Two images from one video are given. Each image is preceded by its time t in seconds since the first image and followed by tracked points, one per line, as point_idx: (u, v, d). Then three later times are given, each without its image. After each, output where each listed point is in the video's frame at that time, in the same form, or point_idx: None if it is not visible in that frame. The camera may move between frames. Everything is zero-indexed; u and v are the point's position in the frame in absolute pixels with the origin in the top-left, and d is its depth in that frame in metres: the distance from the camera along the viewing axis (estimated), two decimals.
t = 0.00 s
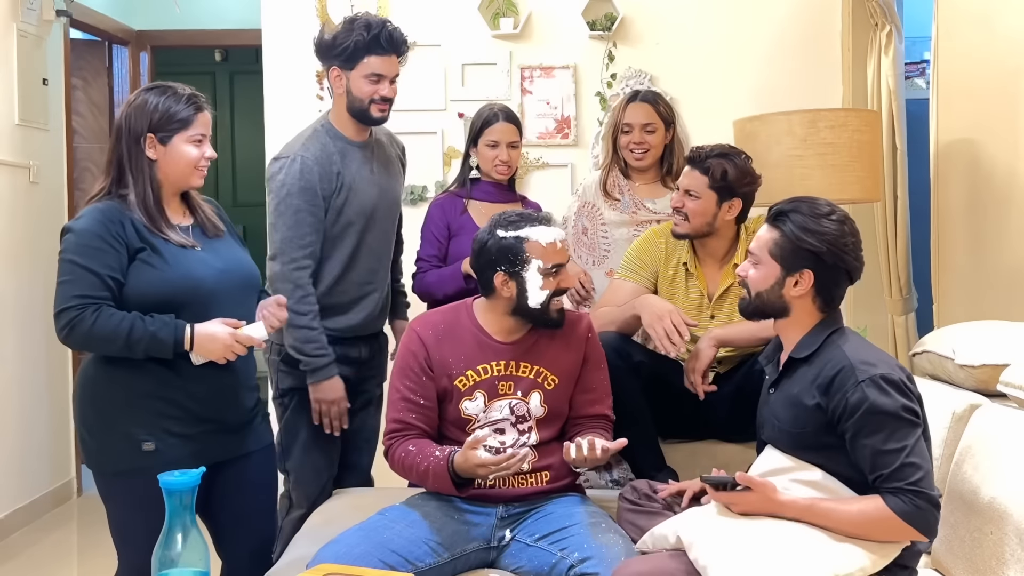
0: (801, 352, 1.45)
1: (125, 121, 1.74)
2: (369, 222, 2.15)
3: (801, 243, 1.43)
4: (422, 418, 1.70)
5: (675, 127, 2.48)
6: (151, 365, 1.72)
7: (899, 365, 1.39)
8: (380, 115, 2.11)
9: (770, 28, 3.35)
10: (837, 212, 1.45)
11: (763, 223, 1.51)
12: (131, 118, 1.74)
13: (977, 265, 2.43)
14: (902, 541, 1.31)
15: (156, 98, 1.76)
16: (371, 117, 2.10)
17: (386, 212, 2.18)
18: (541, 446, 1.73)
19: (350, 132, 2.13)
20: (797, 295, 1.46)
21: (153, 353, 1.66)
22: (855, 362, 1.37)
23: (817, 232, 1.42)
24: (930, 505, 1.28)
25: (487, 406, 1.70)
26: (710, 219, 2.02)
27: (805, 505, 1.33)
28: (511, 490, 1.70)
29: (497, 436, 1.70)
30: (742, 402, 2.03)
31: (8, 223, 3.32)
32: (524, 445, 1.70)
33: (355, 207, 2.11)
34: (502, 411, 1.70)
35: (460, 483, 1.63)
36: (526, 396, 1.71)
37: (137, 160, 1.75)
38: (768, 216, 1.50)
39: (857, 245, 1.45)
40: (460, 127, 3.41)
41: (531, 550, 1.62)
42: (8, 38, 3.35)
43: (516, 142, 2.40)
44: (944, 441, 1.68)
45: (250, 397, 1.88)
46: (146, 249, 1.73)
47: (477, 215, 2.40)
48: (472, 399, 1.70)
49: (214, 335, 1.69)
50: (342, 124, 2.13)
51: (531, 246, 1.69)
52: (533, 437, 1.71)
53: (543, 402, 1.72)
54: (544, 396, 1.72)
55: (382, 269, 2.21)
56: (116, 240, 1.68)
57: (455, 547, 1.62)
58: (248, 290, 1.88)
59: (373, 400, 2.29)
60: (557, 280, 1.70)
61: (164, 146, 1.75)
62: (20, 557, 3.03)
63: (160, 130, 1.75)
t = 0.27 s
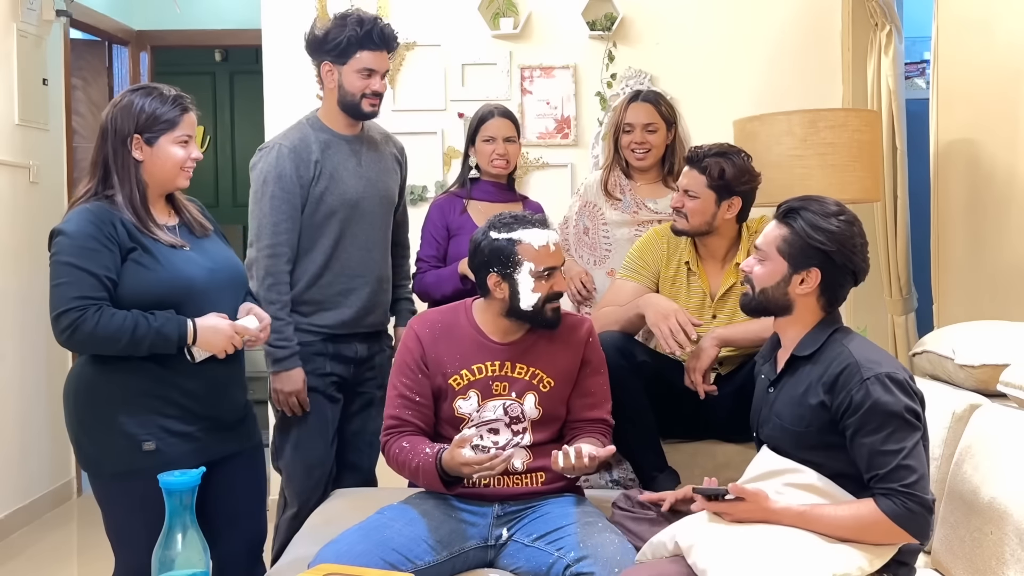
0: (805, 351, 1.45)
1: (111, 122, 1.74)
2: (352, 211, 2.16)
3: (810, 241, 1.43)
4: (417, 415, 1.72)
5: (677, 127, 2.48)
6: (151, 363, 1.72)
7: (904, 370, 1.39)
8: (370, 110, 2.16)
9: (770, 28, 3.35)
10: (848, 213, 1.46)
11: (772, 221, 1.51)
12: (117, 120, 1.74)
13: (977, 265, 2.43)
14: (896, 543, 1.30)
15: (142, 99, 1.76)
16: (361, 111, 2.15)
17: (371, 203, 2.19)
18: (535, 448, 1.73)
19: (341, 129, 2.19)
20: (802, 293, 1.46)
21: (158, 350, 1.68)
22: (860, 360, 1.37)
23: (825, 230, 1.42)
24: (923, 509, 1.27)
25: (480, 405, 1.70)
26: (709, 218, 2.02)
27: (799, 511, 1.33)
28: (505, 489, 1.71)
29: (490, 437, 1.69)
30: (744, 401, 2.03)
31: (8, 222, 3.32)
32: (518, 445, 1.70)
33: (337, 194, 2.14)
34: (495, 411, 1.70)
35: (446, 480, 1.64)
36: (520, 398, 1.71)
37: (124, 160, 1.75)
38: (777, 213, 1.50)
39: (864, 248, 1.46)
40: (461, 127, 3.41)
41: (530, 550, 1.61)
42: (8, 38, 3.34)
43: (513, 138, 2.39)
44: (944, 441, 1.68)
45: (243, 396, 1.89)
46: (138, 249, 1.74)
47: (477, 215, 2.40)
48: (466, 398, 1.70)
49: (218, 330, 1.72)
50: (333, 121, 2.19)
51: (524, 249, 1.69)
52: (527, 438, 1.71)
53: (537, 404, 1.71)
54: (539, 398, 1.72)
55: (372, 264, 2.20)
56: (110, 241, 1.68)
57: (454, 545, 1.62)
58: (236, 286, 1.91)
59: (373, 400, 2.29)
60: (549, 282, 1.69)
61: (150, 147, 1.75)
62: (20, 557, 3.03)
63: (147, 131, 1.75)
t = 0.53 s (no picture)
0: (798, 351, 1.45)
1: (105, 123, 1.74)
2: (341, 203, 2.17)
3: (805, 239, 1.43)
4: (415, 412, 1.72)
5: (678, 127, 2.48)
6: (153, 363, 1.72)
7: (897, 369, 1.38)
8: (356, 111, 2.16)
9: (769, 28, 3.35)
10: (842, 210, 1.45)
11: (767, 220, 1.50)
12: (112, 121, 1.74)
13: (977, 265, 2.43)
14: (884, 546, 1.30)
15: (136, 100, 1.76)
16: (347, 112, 2.16)
17: (363, 196, 2.19)
18: (530, 449, 1.72)
19: (335, 125, 2.20)
20: (798, 292, 1.46)
21: (160, 350, 1.68)
22: (851, 361, 1.36)
23: (820, 228, 1.42)
24: (910, 511, 1.27)
25: (475, 405, 1.70)
26: (710, 219, 2.01)
27: (789, 516, 1.32)
28: (502, 489, 1.71)
29: (485, 436, 1.69)
30: (745, 401, 2.03)
31: (8, 223, 3.32)
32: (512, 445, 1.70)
33: (324, 185, 2.15)
34: (490, 410, 1.70)
35: (439, 477, 1.64)
36: (516, 397, 1.71)
37: (118, 160, 1.74)
38: (771, 213, 1.50)
39: (859, 243, 1.45)
40: (461, 127, 3.41)
41: (530, 550, 1.61)
42: (8, 38, 3.34)
43: (509, 136, 2.39)
44: (944, 441, 1.68)
45: (241, 396, 1.90)
46: (137, 250, 1.73)
47: (477, 215, 2.40)
48: (461, 396, 1.70)
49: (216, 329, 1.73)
50: (328, 118, 2.20)
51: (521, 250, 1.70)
52: (522, 438, 1.71)
53: (532, 404, 1.71)
54: (534, 399, 1.71)
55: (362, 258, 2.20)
56: (108, 241, 1.68)
57: (454, 544, 1.62)
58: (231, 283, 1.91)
59: (373, 401, 2.29)
60: (545, 284, 1.69)
61: (144, 149, 1.75)
62: (20, 557, 3.03)
63: (142, 132, 1.75)
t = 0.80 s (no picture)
0: (792, 358, 1.45)
1: (103, 120, 1.74)
2: (337, 201, 2.18)
3: (796, 244, 1.42)
4: (413, 411, 1.73)
5: (679, 127, 2.47)
6: (158, 361, 1.73)
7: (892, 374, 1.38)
8: (347, 115, 2.18)
9: (769, 28, 3.35)
10: (833, 213, 1.44)
11: (759, 224, 1.50)
12: (110, 118, 1.74)
13: (977, 265, 2.43)
14: (882, 553, 1.30)
15: (136, 99, 1.76)
16: (337, 115, 2.18)
17: (359, 196, 2.20)
18: (528, 450, 1.72)
19: (335, 125, 2.22)
20: (792, 297, 1.46)
21: (174, 338, 1.68)
22: (845, 368, 1.36)
23: (812, 233, 1.41)
24: (909, 518, 1.27)
25: (473, 405, 1.70)
26: (719, 223, 2.01)
27: (788, 523, 1.33)
28: (500, 489, 1.71)
29: (483, 435, 1.69)
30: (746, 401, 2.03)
31: (8, 222, 3.32)
32: (510, 445, 1.70)
33: (319, 184, 2.17)
34: (487, 410, 1.70)
35: (428, 479, 1.64)
36: (514, 399, 1.70)
37: (113, 159, 1.74)
38: (762, 217, 1.50)
39: (853, 246, 1.44)
40: (461, 127, 3.41)
41: (529, 550, 1.61)
42: (8, 38, 3.34)
43: (515, 136, 2.39)
44: (944, 441, 1.68)
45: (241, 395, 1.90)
46: (140, 249, 1.74)
47: (478, 215, 2.40)
48: (459, 396, 1.70)
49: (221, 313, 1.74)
50: (329, 120, 2.23)
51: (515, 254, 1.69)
52: (520, 439, 1.71)
53: (531, 406, 1.71)
54: (532, 401, 1.71)
55: (354, 257, 2.20)
56: (113, 239, 1.68)
57: (454, 543, 1.62)
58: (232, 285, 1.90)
59: (366, 401, 2.29)
60: (541, 286, 1.69)
61: (138, 149, 1.75)
62: (20, 556, 3.04)
63: (137, 132, 1.74)
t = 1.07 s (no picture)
0: (789, 364, 1.44)
1: (108, 118, 1.75)
2: (330, 199, 2.19)
3: (790, 250, 1.42)
4: (411, 406, 1.74)
5: (679, 127, 2.47)
6: (156, 361, 1.72)
7: (890, 379, 1.38)
8: (338, 113, 2.19)
9: (769, 28, 3.35)
10: (826, 218, 1.44)
11: (751, 230, 1.50)
12: (117, 114, 1.75)
13: (977, 265, 2.43)
14: (883, 558, 1.30)
15: (141, 98, 1.77)
16: (328, 113, 2.19)
17: (353, 194, 2.21)
18: (527, 452, 1.71)
19: (329, 125, 2.23)
20: (787, 303, 1.45)
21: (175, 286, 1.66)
22: (843, 374, 1.36)
23: (806, 238, 1.41)
24: (910, 525, 1.27)
25: (472, 404, 1.71)
26: (727, 226, 2.02)
27: (788, 528, 1.33)
28: (497, 490, 1.69)
29: (481, 435, 1.70)
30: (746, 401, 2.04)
31: (8, 222, 3.32)
32: (507, 446, 1.70)
33: (311, 182, 2.18)
34: (485, 411, 1.70)
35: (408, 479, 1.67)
36: (513, 401, 1.71)
37: (115, 157, 1.75)
38: (755, 223, 1.50)
39: (847, 250, 1.44)
40: (461, 127, 3.41)
41: (529, 551, 1.61)
42: (8, 38, 3.34)
43: (515, 138, 2.39)
44: (944, 442, 1.68)
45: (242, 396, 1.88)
46: (141, 244, 1.74)
47: (478, 216, 2.40)
48: (458, 395, 1.71)
49: (207, 236, 1.73)
50: (323, 119, 2.24)
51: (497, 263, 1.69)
52: (517, 439, 1.71)
53: (529, 410, 1.71)
54: (531, 404, 1.71)
55: (347, 255, 2.20)
56: (113, 232, 1.68)
57: (454, 543, 1.62)
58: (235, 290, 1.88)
59: (363, 402, 2.28)
60: (513, 298, 1.67)
61: (139, 149, 1.75)
62: (21, 556, 3.04)
63: (138, 131, 1.75)
